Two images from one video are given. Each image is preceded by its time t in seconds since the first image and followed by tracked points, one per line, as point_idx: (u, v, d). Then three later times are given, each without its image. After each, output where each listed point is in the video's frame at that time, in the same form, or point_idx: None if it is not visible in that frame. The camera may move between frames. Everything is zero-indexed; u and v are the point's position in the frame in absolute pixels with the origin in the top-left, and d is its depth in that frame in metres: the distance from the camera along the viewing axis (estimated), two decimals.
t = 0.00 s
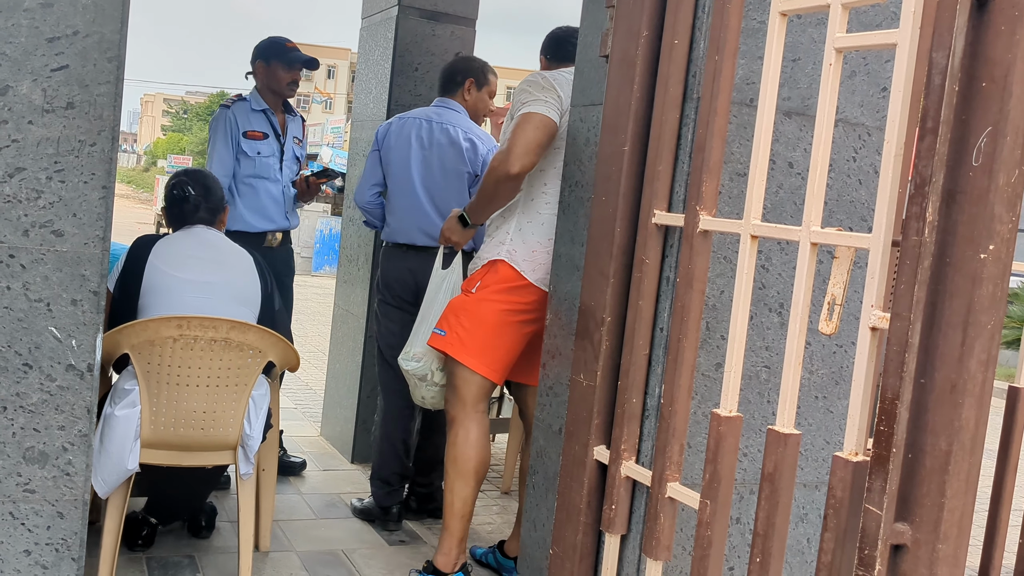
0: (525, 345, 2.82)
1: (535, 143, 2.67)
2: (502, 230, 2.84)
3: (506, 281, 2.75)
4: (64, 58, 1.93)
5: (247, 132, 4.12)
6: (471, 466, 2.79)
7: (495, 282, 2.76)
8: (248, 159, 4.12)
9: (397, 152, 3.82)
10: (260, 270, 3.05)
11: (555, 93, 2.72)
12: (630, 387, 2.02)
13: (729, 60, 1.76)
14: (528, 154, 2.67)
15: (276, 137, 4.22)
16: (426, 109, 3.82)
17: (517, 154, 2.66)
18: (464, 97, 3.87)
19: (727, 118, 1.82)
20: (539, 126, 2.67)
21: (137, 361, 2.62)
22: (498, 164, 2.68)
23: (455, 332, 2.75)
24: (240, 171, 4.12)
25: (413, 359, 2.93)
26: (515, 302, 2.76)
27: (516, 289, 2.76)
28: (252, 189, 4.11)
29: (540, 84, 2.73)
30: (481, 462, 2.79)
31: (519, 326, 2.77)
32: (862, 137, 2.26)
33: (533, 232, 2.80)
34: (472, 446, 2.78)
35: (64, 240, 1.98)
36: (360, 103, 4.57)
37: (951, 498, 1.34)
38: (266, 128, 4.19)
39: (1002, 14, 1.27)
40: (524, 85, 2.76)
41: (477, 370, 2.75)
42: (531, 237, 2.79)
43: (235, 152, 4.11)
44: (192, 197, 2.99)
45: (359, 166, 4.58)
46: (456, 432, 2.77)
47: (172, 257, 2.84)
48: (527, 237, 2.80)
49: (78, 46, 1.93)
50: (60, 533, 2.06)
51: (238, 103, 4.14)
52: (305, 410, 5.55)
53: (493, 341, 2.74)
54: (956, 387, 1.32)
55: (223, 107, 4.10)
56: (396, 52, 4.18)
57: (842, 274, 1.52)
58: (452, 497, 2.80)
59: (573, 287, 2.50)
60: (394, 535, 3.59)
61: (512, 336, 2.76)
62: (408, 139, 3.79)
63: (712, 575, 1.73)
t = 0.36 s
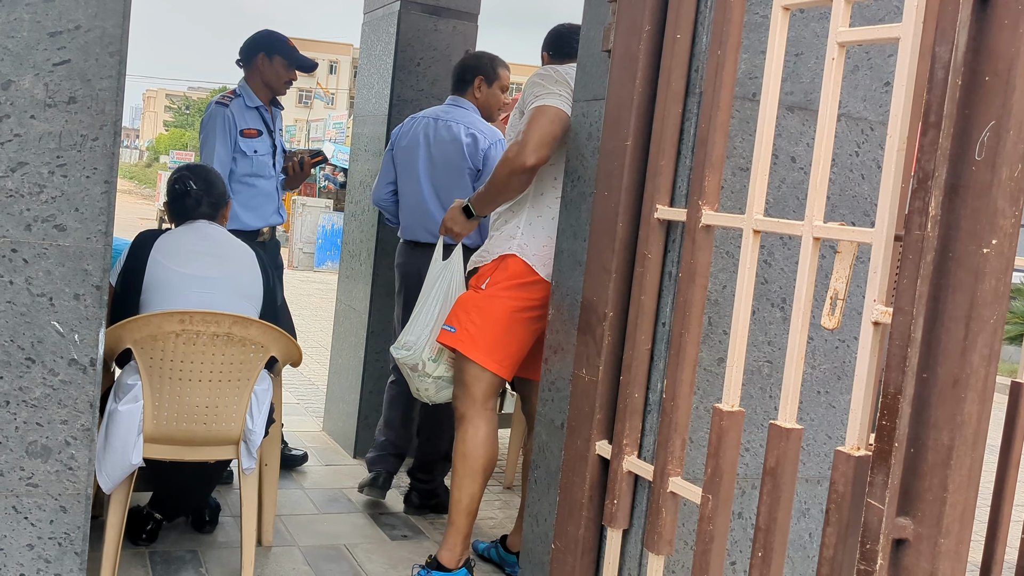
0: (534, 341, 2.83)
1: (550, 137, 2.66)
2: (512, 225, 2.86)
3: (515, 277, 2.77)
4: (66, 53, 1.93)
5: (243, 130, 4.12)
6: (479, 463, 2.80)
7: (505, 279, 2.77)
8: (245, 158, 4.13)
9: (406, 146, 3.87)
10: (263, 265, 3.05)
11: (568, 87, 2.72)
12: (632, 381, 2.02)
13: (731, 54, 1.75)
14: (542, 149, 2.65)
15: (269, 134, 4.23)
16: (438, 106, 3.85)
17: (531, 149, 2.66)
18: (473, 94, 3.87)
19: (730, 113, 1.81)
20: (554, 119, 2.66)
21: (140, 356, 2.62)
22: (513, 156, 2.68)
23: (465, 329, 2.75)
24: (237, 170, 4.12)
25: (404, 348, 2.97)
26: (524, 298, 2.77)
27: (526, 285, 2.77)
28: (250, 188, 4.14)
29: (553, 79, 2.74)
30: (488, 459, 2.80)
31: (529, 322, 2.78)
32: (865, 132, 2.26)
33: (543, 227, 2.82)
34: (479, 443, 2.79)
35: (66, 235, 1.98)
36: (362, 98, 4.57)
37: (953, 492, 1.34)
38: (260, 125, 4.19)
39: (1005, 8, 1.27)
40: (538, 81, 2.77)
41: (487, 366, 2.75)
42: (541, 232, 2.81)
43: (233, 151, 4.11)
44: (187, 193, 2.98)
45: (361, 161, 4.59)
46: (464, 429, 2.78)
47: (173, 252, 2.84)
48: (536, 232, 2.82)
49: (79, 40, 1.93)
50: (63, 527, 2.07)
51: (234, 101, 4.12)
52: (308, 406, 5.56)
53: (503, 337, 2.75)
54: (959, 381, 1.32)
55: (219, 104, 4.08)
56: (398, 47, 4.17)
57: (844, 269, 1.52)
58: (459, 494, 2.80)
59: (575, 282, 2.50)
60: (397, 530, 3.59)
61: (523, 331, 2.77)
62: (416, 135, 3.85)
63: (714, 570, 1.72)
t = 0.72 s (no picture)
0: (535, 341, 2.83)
1: (547, 140, 2.67)
2: (511, 228, 2.85)
3: (516, 278, 2.77)
4: (66, 47, 1.93)
5: (243, 125, 4.11)
6: (484, 465, 2.79)
7: (507, 280, 2.77)
8: (246, 153, 4.12)
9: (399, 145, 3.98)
10: (262, 259, 3.05)
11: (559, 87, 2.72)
12: (633, 376, 2.02)
13: (732, 49, 1.75)
14: (542, 153, 2.66)
15: (269, 129, 4.22)
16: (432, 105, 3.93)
17: (530, 153, 2.65)
18: (464, 89, 3.90)
19: (731, 108, 1.81)
20: (548, 122, 2.67)
21: (141, 352, 2.62)
22: (511, 162, 2.67)
23: (467, 331, 2.74)
24: (239, 165, 4.12)
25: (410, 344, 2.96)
26: (526, 299, 2.77)
27: (527, 286, 2.77)
28: (252, 182, 4.13)
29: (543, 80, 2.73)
30: (493, 460, 2.80)
31: (531, 323, 2.78)
32: (867, 126, 2.26)
33: (543, 228, 2.82)
34: (485, 445, 2.78)
35: (67, 230, 1.98)
36: (363, 93, 4.56)
37: (954, 486, 1.34)
38: (260, 120, 4.18)
39: (1007, 2, 1.26)
40: (526, 82, 2.76)
41: (489, 368, 2.75)
42: (541, 233, 2.80)
43: (233, 146, 4.10)
44: (165, 198, 2.99)
45: (362, 156, 4.58)
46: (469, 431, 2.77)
47: (172, 248, 2.84)
48: (537, 234, 2.81)
49: (80, 35, 1.93)
50: (64, 522, 2.07)
51: (232, 96, 4.11)
52: (309, 401, 5.56)
53: (506, 338, 2.75)
54: (960, 376, 1.32)
55: (217, 101, 4.07)
56: (398, 43, 4.17)
57: (845, 264, 1.51)
58: (466, 495, 2.79)
59: (576, 277, 2.50)
60: (399, 525, 3.59)
61: (525, 332, 2.77)
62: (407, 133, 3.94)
63: (715, 565, 1.72)
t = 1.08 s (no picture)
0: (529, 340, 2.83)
1: (528, 134, 2.66)
2: (502, 225, 2.83)
3: (508, 278, 2.75)
4: (66, 41, 1.92)
5: (254, 119, 4.10)
6: (482, 468, 2.80)
7: (497, 280, 2.75)
8: (257, 146, 4.12)
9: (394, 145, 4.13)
10: (264, 254, 3.05)
11: (544, 79, 2.71)
12: (633, 370, 2.01)
13: (734, 42, 1.74)
14: (524, 148, 2.66)
15: (280, 124, 4.22)
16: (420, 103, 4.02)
17: (510, 150, 2.64)
18: (441, 83, 3.94)
19: (732, 101, 1.80)
20: (530, 116, 2.67)
21: (142, 346, 2.62)
22: (492, 159, 2.66)
23: (460, 334, 2.74)
24: (249, 159, 4.11)
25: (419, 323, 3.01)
26: (517, 298, 2.76)
27: (518, 286, 2.76)
28: (264, 176, 4.13)
29: (527, 70, 2.72)
30: (490, 463, 2.81)
31: (523, 322, 2.77)
32: (868, 120, 2.25)
33: (536, 225, 2.80)
34: (482, 448, 2.78)
35: (67, 224, 1.98)
36: (363, 88, 4.56)
37: (955, 480, 1.34)
38: (271, 114, 4.17)
39: None
40: (509, 73, 2.75)
41: (484, 369, 2.74)
42: (534, 231, 2.79)
43: (244, 140, 4.10)
44: (163, 196, 3.01)
45: (362, 150, 4.58)
46: (466, 434, 2.77)
47: (175, 243, 2.83)
48: (531, 231, 2.79)
49: (79, 29, 1.93)
50: (65, 516, 2.07)
51: (243, 91, 4.11)
52: (309, 395, 5.57)
53: (499, 339, 2.74)
54: (961, 369, 1.32)
55: (228, 95, 4.08)
56: (398, 36, 4.16)
57: (846, 258, 1.51)
58: (466, 498, 2.80)
59: (577, 272, 2.51)
60: (400, 519, 3.60)
61: (518, 332, 2.77)
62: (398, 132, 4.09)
63: (715, 558, 1.73)
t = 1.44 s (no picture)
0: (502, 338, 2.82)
1: (500, 139, 2.59)
2: (472, 224, 2.80)
3: (481, 277, 2.73)
4: (65, 35, 1.92)
5: (258, 112, 4.11)
6: (466, 464, 2.80)
7: (468, 279, 2.73)
8: (260, 139, 4.12)
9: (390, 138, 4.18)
10: (264, 248, 3.05)
11: (514, 76, 2.65)
12: (634, 363, 2.01)
13: (735, 35, 1.73)
14: (495, 152, 2.59)
15: (284, 117, 4.21)
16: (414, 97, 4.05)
17: (480, 154, 2.57)
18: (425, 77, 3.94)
19: (733, 94, 1.80)
20: (501, 118, 2.59)
21: (142, 339, 2.62)
22: (462, 162, 2.59)
23: (432, 333, 2.72)
24: (253, 152, 4.10)
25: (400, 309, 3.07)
26: (491, 297, 2.74)
27: (490, 285, 2.74)
28: (266, 169, 4.12)
29: (496, 67, 2.66)
30: (475, 459, 2.82)
31: (495, 321, 2.76)
32: (869, 113, 2.25)
33: (508, 225, 2.79)
34: (463, 444, 2.79)
35: (67, 217, 1.98)
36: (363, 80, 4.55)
37: (955, 473, 1.34)
38: (275, 107, 4.17)
39: None
40: (480, 69, 2.67)
41: (457, 368, 2.73)
42: (506, 230, 2.78)
43: (248, 132, 4.10)
44: (164, 188, 2.98)
45: (361, 143, 4.57)
46: (444, 432, 2.79)
47: (176, 236, 2.83)
48: (502, 231, 2.77)
49: (79, 22, 1.92)
50: (66, 509, 2.07)
51: (248, 83, 4.10)
52: (310, 389, 5.57)
53: (472, 338, 2.73)
54: (961, 362, 1.32)
55: (232, 87, 4.05)
56: (398, 29, 4.15)
57: (847, 251, 1.51)
58: (453, 496, 2.81)
59: (577, 265, 2.51)
60: (399, 512, 3.61)
61: (493, 331, 2.76)
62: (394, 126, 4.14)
63: (715, 552, 1.73)
